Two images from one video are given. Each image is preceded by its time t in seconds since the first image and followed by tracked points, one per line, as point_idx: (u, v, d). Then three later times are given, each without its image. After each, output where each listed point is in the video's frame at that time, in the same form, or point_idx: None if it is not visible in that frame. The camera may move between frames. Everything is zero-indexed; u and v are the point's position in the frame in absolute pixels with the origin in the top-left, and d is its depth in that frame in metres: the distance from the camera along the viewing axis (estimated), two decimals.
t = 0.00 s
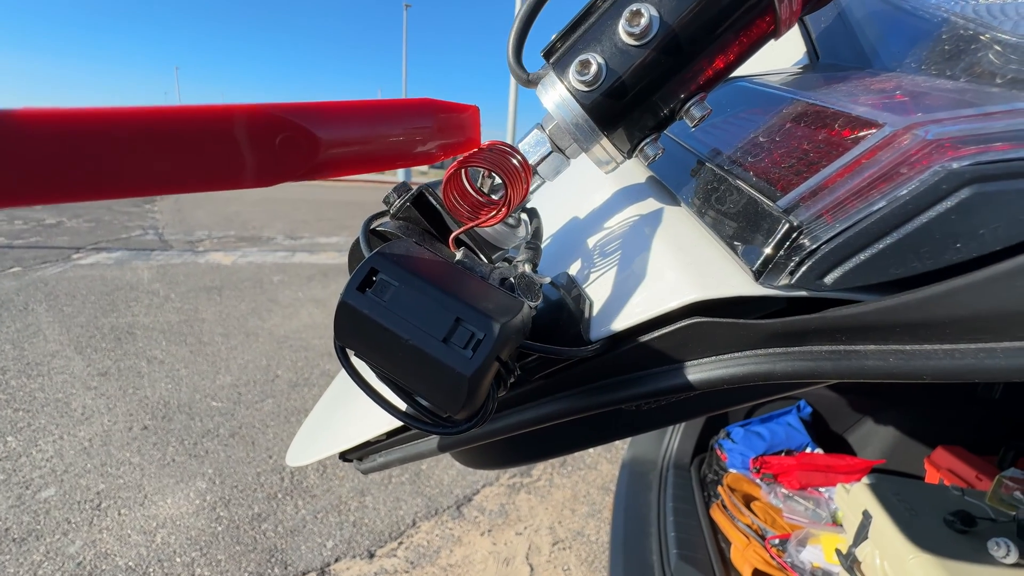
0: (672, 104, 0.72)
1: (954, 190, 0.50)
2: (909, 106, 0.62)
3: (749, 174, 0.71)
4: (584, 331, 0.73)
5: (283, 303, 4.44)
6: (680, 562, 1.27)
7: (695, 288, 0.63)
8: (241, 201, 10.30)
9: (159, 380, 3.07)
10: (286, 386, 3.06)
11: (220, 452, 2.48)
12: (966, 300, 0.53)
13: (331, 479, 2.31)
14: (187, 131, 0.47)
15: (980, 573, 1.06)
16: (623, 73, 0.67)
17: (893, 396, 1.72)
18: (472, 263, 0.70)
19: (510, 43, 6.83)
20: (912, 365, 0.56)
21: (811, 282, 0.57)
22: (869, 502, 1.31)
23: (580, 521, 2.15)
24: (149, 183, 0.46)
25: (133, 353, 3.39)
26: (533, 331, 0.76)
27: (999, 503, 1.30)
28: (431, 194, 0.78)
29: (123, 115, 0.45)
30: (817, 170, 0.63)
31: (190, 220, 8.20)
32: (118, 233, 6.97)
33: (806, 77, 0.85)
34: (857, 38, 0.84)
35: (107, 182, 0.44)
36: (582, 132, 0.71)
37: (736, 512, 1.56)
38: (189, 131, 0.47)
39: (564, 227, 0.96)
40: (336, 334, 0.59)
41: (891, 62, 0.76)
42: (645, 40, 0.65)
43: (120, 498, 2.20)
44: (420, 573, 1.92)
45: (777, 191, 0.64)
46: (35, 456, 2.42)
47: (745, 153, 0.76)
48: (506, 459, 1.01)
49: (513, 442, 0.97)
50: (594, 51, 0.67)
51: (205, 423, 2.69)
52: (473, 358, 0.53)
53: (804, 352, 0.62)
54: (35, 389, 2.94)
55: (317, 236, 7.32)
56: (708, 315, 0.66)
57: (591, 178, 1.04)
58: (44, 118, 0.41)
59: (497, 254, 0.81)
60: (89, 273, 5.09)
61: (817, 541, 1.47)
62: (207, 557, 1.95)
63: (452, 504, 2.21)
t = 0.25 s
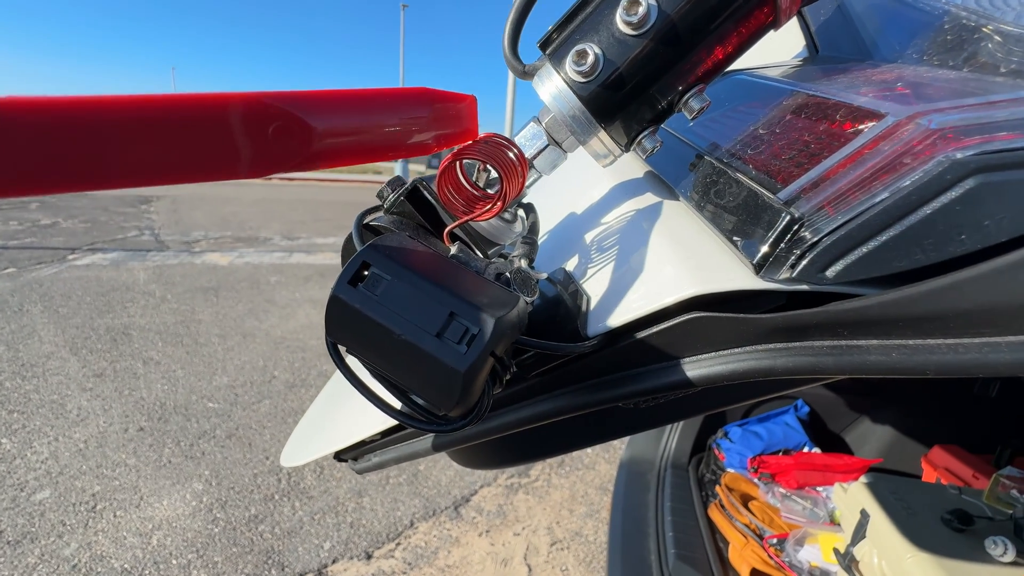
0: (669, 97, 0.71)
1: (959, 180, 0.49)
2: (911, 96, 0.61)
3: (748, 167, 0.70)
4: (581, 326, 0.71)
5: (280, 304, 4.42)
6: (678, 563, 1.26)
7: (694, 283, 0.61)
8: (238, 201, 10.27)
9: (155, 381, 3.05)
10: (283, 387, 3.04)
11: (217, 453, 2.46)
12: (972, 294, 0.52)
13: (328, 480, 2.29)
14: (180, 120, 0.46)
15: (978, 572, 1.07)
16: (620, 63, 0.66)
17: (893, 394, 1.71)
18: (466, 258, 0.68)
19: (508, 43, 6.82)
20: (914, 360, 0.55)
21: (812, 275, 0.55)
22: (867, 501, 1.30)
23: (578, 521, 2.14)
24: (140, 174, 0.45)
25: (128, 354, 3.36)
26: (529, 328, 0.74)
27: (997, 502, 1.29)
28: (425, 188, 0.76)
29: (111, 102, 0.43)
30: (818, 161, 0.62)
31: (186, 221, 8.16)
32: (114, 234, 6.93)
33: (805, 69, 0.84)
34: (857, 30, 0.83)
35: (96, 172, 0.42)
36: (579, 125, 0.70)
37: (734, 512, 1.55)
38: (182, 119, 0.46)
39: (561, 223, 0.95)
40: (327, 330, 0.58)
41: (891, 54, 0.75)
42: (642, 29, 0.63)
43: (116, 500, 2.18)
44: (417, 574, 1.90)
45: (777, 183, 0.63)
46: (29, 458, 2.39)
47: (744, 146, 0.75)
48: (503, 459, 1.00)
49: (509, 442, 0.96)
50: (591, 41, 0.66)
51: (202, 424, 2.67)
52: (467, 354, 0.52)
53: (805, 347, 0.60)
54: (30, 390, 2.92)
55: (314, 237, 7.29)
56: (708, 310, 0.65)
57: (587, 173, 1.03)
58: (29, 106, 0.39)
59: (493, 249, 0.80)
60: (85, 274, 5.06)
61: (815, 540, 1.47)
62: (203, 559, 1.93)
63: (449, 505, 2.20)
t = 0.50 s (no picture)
0: (670, 75, 0.67)
1: (981, 153, 0.46)
2: (926, 66, 0.58)
3: (753, 147, 0.67)
4: (581, 314, 0.68)
5: (277, 304, 4.38)
6: (677, 562, 1.22)
7: (698, 266, 0.58)
8: (235, 202, 10.23)
9: (152, 382, 3.01)
10: (280, 388, 3.01)
11: (214, 454, 2.42)
12: (994, 274, 0.49)
13: (326, 480, 2.26)
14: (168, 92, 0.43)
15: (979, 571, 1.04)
16: (620, 36, 0.63)
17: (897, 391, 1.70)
18: (459, 242, 0.65)
19: (507, 43, 6.79)
20: (931, 346, 0.52)
21: (823, 257, 0.52)
22: (866, 499, 1.27)
23: (576, 521, 2.11)
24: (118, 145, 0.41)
25: (125, 355, 3.32)
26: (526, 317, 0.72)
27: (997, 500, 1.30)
28: (416, 172, 0.73)
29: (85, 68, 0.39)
30: (829, 137, 0.59)
31: (184, 221, 8.11)
32: (111, 235, 6.88)
33: (811, 47, 0.81)
34: (862, 7, 0.80)
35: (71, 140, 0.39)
36: (576, 102, 0.67)
37: (733, 511, 1.51)
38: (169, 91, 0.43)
39: (558, 211, 0.92)
40: (311, 316, 0.55)
41: (903, 28, 0.72)
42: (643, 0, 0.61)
43: (112, 501, 2.14)
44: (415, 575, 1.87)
45: (785, 162, 0.60)
46: (24, 459, 2.35)
47: (749, 128, 0.72)
48: (499, 456, 0.97)
49: (505, 438, 0.92)
50: (589, 14, 0.63)
51: (199, 425, 2.63)
52: (458, 339, 0.49)
53: (815, 334, 0.57)
54: (25, 391, 2.87)
55: (312, 237, 7.25)
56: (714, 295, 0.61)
57: (583, 159, 1.00)
58: None
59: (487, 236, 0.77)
60: (81, 274, 5.01)
61: (814, 539, 1.44)
62: (200, 560, 1.90)
63: (448, 505, 2.16)
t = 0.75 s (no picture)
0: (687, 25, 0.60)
1: None
2: None
3: (781, 106, 0.60)
4: (590, 291, 0.61)
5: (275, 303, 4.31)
6: (679, 563, 1.16)
7: (727, 230, 0.50)
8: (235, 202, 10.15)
9: (148, 381, 2.93)
10: (278, 388, 2.93)
11: (210, 455, 2.34)
12: None
13: (323, 480, 2.18)
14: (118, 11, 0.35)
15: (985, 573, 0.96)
16: None
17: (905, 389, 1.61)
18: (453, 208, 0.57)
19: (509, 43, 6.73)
20: (998, 322, 0.45)
21: (876, 218, 0.44)
22: (871, 498, 1.20)
23: (576, 521, 2.03)
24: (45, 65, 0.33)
25: (121, 354, 3.24)
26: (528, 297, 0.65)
27: (1003, 500, 1.18)
28: (405, 135, 0.66)
29: None
30: (876, 85, 0.52)
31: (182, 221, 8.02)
32: (109, 235, 6.78)
33: None
34: None
35: None
36: (585, 53, 0.60)
37: (735, 511, 1.43)
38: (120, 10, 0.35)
39: (564, 186, 0.85)
40: (281, 289, 0.47)
41: None
42: None
43: (107, 502, 2.06)
44: None
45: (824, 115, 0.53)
46: (18, 460, 2.26)
47: (776, 86, 0.65)
48: (498, 456, 0.89)
49: (504, 434, 0.84)
50: None
51: (195, 426, 2.55)
52: (450, 311, 0.41)
53: (859, 310, 0.50)
54: (21, 392, 2.79)
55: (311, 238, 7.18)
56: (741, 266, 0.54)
57: (586, 132, 0.92)
58: None
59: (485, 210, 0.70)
60: (78, 274, 4.93)
61: (818, 539, 1.37)
62: (195, 561, 1.82)
63: (446, 505, 2.09)
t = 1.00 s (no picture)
0: (652, 41, 0.64)
1: (978, 106, 0.43)
2: (925, 22, 0.54)
3: (740, 116, 0.64)
4: (558, 291, 0.65)
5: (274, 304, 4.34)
6: (674, 561, 1.19)
7: (680, 234, 0.54)
8: (232, 202, 10.17)
9: (146, 382, 2.96)
10: (276, 388, 2.97)
11: (209, 455, 2.38)
12: (989, 240, 0.46)
13: (321, 481, 2.22)
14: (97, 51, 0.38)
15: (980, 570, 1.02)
16: None
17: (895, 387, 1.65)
18: (431, 215, 0.62)
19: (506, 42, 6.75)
20: (925, 319, 0.49)
21: (811, 223, 0.49)
22: (862, 497, 1.23)
23: (574, 520, 2.07)
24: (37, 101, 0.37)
25: (119, 355, 3.28)
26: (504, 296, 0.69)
27: (994, 497, 1.27)
28: (389, 144, 0.70)
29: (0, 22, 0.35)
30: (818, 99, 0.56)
31: (180, 221, 8.04)
32: (106, 235, 6.81)
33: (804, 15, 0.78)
34: None
35: None
36: (555, 68, 0.64)
37: (730, 510, 1.47)
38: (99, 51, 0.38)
39: (543, 191, 0.89)
40: (267, 289, 0.51)
41: None
42: None
43: (105, 502, 2.10)
44: None
45: (772, 128, 0.57)
46: (16, 460, 2.30)
47: (736, 99, 0.69)
48: (487, 449, 0.93)
49: (491, 429, 0.89)
50: None
51: (193, 426, 2.59)
52: (420, 309, 0.45)
53: (803, 308, 0.54)
54: (18, 391, 2.82)
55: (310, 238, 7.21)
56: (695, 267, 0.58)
57: (569, 138, 0.96)
58: None
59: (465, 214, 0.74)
60: (76, 275, 4.95)
61: (812, 537, 1.39)
62: (194, 561, 1.86)
63: (444, 505, 2.13)
